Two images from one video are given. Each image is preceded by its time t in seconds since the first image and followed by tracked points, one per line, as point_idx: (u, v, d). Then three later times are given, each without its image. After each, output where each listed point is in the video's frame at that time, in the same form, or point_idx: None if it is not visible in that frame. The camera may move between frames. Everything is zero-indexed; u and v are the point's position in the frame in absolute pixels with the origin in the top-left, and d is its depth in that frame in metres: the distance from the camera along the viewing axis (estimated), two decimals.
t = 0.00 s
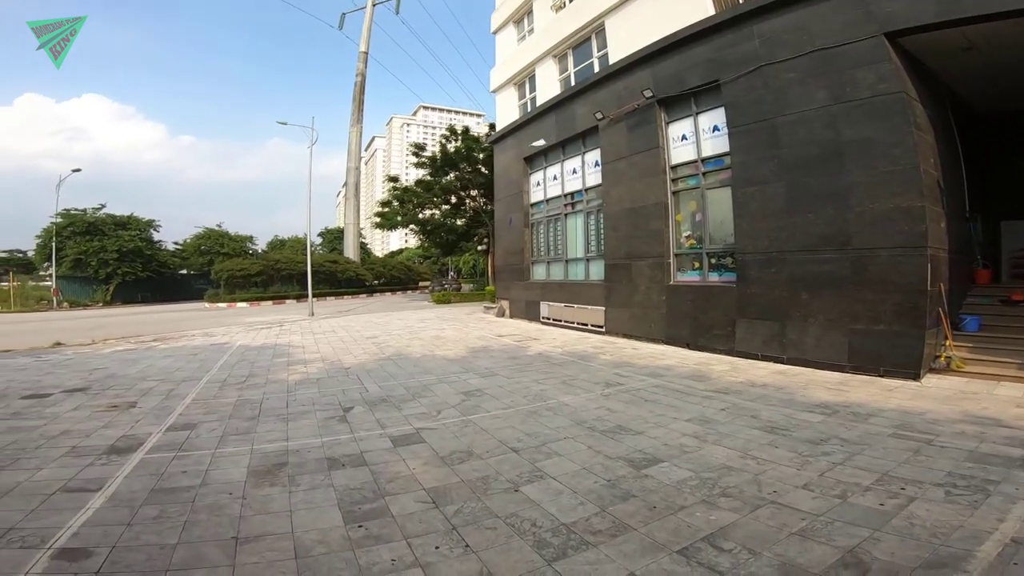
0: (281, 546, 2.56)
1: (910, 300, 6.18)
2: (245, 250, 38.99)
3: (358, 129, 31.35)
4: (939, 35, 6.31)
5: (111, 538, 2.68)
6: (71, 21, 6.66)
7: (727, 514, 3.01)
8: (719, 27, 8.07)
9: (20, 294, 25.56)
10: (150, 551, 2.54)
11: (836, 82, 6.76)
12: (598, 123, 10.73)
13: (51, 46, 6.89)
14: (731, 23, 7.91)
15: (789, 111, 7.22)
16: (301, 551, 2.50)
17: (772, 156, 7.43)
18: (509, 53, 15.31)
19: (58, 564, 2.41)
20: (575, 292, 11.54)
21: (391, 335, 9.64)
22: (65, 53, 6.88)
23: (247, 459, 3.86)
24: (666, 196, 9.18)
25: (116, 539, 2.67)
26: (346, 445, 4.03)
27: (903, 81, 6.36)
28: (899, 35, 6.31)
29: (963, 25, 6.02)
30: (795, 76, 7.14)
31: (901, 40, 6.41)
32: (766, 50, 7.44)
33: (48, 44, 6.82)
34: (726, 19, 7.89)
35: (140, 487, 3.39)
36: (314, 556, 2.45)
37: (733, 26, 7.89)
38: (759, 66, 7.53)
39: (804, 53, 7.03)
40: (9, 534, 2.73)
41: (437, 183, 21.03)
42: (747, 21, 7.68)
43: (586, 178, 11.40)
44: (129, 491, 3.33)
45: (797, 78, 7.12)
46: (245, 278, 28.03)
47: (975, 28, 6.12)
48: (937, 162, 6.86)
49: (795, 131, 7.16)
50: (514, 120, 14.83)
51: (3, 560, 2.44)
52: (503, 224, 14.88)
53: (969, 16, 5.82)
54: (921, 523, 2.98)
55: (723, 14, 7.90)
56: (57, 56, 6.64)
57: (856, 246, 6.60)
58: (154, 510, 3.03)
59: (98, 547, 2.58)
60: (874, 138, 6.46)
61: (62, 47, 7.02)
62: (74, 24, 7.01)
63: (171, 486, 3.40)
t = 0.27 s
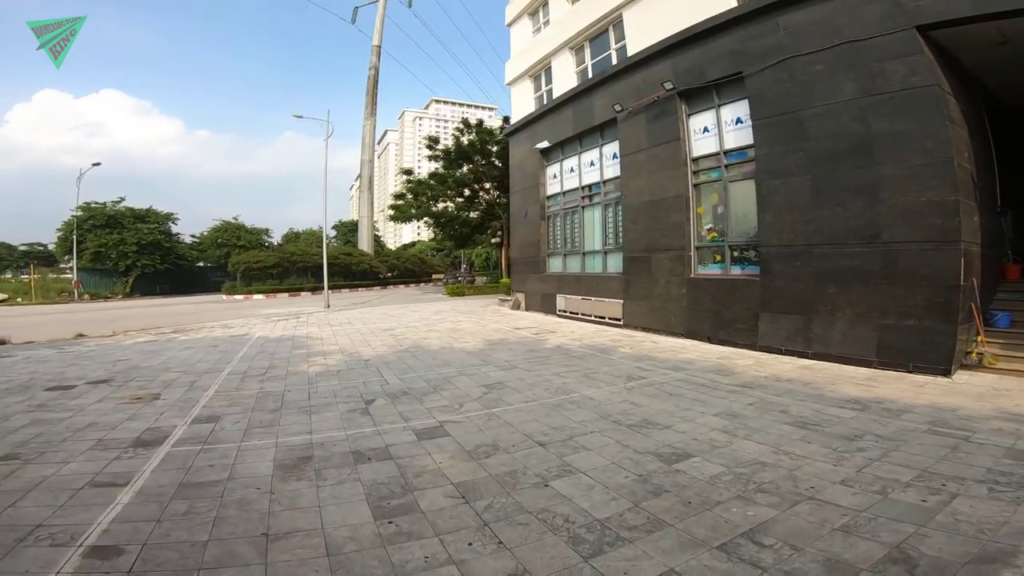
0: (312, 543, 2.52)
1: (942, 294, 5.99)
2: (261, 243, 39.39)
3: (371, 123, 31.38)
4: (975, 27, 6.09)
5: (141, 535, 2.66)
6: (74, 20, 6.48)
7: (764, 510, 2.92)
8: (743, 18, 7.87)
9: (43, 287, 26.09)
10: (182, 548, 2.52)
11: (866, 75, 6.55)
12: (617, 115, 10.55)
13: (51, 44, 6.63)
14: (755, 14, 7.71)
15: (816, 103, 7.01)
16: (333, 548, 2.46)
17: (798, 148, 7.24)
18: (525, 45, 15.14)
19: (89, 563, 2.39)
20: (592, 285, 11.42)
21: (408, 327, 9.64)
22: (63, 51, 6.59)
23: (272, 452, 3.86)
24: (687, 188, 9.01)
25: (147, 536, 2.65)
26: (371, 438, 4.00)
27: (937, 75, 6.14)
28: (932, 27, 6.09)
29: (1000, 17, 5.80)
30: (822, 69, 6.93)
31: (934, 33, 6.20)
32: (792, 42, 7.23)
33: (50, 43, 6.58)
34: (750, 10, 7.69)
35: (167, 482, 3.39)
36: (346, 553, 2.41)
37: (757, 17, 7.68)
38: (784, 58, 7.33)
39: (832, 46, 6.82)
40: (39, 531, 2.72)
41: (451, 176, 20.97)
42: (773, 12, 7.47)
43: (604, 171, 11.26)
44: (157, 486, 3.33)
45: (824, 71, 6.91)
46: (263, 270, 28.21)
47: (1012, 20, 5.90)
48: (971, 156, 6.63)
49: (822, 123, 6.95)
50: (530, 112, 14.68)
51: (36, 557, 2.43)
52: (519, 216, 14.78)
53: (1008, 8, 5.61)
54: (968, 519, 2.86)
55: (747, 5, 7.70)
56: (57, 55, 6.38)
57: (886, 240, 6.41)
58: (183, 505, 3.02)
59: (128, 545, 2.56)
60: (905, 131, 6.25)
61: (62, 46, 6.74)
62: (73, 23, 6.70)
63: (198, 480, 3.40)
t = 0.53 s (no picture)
0: (343, 542, 2.47)
1: (979, 288, 5.76)
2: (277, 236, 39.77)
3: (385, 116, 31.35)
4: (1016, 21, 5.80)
5: (170, 533, 2.63)
6: (74, 21, 6.30)
7: (805, 507, 2.81)
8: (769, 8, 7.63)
9: (66, 279, 26.61)
10: (212, 547, 2.48)
11: (899, 67, 6.29)
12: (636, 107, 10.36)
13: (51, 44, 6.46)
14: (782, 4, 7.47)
15: (845, 95, 6.78)
16: (364, 547, 2.41)
17: (826, 140, 7.01)
18: (541, 37, 14.94)
19: (119, 563, 2.35)
20: (611, 277, 11.28)
21: (426, 319, 9.61)
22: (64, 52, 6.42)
23: (297, 446, 3.84)
24: (710, 180, 8.82)
25: (176, 534, 2.61)
26: (395, 432, 3.96)
27: (974, 69, 5.89)
28: (970, 20, 5.83)
29: None
30: (852, 61, 6.69)
31: (971, 26, 5.94)
32: (821, 33, 6.99)
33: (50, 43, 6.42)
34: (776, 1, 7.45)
35: (194, 477, 3.38)
36: (377, 552, 2.35)
37: (784, 8, 7.44)
38: (812, 50, 7.09)
39: (863, 38, 6.57)
40: (68, 529, 2.70)
41: (465, 168, 20.88)
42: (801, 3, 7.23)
43: (623, 162, 11.08)
44: (183, 481, 3.32)
45: (854, 62, 6.67)
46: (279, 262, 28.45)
47: None
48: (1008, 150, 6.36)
49: (852, 116, 6.72)
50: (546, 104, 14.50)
51: (65, 557, 2.40)
52: (535, 209, 14.65)
53: None
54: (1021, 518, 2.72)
55: None
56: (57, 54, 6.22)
57: (919, 233, 6.19)
58: (211, 502, 2.99)
59: (158, 544, 2.52)
60: (940, 124, 6.01)
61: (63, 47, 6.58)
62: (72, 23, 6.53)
63: (224, 475, 3.38)
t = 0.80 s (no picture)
0: (371, 541, 2.43)
1: (1016, 281, 5.54)
2: (291, 229, 40.12)
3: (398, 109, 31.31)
4: None
5: (197, 531, 2.60)
6: (72, 20, 6.25)
7: (847, 505, 2.70)
8: None
9: (87, 272, 27.10)
10: (240, 547, 2.45)
11: (931, 58, 6.05)
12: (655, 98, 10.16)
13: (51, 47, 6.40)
14: None
15: (875, 86, 6.54)
16: (393, 547, 2.36)
17: (854, 132, 6.78)
18: (556, 28, 14.73)
19: (147, 563, 2.32)
20: (628, 270, 11.13)
21: (441, 311, 9.59)
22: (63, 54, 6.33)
23: (320, 440, 3.84)
24: (732, 172, 8.63)
25: (202, 533, 2.59)
26: (418, 426, 3.93)
27: (1010, 61, 5.66)
28: (1006, 11, 5.61)
29: None
30: (881, 53, 6.46)
31: (1008, 17, 5.71)
32: (848, 24, 6.76)
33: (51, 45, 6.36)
34: None
35: (218, 472, 3.37)
36: (407, 552, 2.31)
37: None
38: (839, 41, 6.86)
39: (893, 29, 6.33)
40: (94, 528, 2.68)
41: (479, 160, 20.78)
42: None
43: (641, 154, 10.90)
44: (208, 477, 3.31)
45: (883, 54, 6.44)
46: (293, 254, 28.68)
47: None
48: None
49: (881, 108, 6.49)
50: (562, 96, 14.31)
51: (92, 557, 2.38)
52: (550, 200, 14.51)
53: None
54: None
55: None
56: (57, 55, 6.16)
57: (953, 226, 5.96)
58: (236, 499, 2.97)
59: (185, 543, 2.50)
60: (974, 116, 5.78)
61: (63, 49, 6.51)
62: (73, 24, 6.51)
63: (248, 470, 3.38)
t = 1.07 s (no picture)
0: (401, 539, 2.38)
1: None
2: (306, 221, 40.44)
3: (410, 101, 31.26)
4: None
5: (223, 530, 2.56)
6: (72, 20, 6.26)
7: (894, 501, 2.58)
8: None
9: (106, 265, 27.55)
10: (266, 546, 2.40)
11: (965, 48, 5.79)
12: (674, 88, 9.94)
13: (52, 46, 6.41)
14: None
15: (905, 77, 6.29)
16: (425, 545, 2.32)
17: (884, 123, 6.54)
18: (570, 18, 14.48)
19: (173, 564, 2.28)
20: (646, 261, 10.98)
21: (458, 302, 9.57)
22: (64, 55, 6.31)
23: (344, 433, 3.87)
24: (755, 162, 8.41)
25: (228, 531, 2.55)
26: (442, 419, 3.93)
27: None
28: None
29: None
30: (913, 43, 6.19)
31: None
32: (877, 13, 6.50)
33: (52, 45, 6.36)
34: None
35: (242, 467, 3.35)
36: (439, 551, 2.25)
37: None
38: (867, 32, 6.61)
39: (925, 18, 6.07)
40: (117, 526, 2.65)
41: (492, 152, 20.67)
42: None
43: (659, 144, 10.69)
44: (231, 472, 3.29)
45: (915, 44, 6.17)
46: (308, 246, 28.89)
47: None
48: None
49: (913, 98, 6.24)
50: (577, 87, 14.09)
51: (117, 558, 2.34)
52: (565, 192, 14.37)
53: None
54: None
55: None
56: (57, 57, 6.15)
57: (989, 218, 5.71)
58: (261, 495, 2.95)
59: (211, 542, 2.45)
60: (1011, 107, 5.51)
61: (64, 47, 6.50)
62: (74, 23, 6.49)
63: (273, 465, 3.37)
